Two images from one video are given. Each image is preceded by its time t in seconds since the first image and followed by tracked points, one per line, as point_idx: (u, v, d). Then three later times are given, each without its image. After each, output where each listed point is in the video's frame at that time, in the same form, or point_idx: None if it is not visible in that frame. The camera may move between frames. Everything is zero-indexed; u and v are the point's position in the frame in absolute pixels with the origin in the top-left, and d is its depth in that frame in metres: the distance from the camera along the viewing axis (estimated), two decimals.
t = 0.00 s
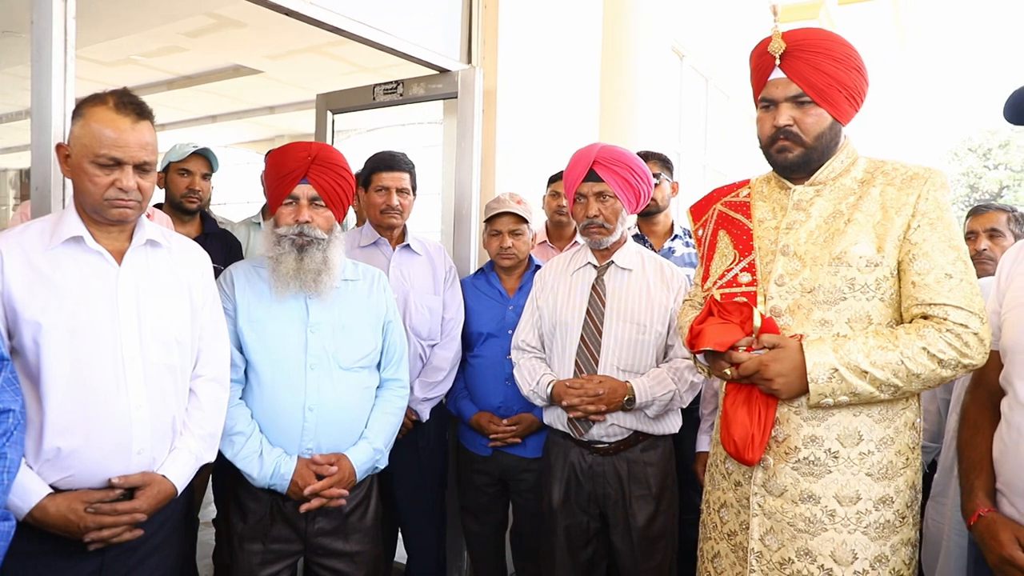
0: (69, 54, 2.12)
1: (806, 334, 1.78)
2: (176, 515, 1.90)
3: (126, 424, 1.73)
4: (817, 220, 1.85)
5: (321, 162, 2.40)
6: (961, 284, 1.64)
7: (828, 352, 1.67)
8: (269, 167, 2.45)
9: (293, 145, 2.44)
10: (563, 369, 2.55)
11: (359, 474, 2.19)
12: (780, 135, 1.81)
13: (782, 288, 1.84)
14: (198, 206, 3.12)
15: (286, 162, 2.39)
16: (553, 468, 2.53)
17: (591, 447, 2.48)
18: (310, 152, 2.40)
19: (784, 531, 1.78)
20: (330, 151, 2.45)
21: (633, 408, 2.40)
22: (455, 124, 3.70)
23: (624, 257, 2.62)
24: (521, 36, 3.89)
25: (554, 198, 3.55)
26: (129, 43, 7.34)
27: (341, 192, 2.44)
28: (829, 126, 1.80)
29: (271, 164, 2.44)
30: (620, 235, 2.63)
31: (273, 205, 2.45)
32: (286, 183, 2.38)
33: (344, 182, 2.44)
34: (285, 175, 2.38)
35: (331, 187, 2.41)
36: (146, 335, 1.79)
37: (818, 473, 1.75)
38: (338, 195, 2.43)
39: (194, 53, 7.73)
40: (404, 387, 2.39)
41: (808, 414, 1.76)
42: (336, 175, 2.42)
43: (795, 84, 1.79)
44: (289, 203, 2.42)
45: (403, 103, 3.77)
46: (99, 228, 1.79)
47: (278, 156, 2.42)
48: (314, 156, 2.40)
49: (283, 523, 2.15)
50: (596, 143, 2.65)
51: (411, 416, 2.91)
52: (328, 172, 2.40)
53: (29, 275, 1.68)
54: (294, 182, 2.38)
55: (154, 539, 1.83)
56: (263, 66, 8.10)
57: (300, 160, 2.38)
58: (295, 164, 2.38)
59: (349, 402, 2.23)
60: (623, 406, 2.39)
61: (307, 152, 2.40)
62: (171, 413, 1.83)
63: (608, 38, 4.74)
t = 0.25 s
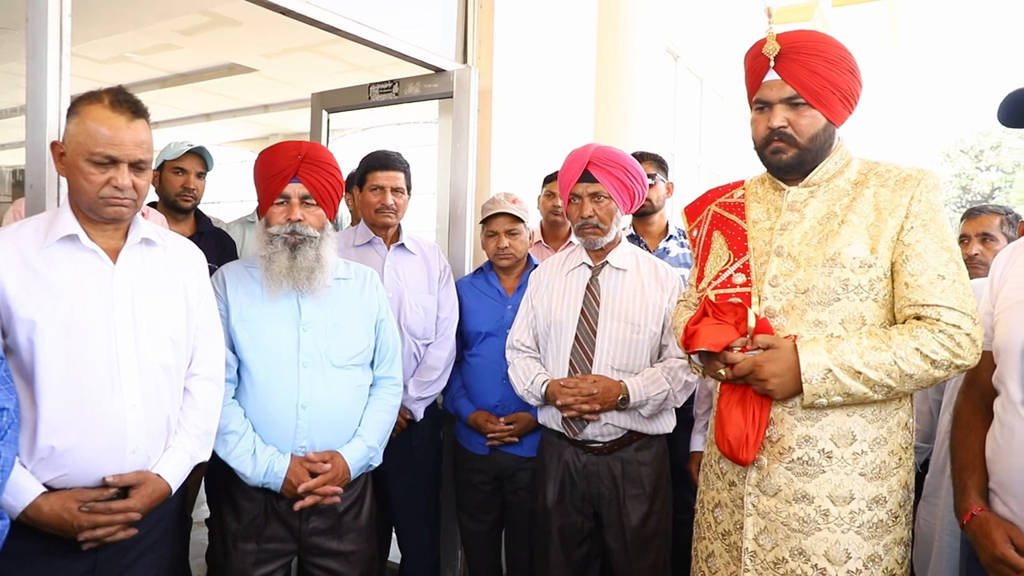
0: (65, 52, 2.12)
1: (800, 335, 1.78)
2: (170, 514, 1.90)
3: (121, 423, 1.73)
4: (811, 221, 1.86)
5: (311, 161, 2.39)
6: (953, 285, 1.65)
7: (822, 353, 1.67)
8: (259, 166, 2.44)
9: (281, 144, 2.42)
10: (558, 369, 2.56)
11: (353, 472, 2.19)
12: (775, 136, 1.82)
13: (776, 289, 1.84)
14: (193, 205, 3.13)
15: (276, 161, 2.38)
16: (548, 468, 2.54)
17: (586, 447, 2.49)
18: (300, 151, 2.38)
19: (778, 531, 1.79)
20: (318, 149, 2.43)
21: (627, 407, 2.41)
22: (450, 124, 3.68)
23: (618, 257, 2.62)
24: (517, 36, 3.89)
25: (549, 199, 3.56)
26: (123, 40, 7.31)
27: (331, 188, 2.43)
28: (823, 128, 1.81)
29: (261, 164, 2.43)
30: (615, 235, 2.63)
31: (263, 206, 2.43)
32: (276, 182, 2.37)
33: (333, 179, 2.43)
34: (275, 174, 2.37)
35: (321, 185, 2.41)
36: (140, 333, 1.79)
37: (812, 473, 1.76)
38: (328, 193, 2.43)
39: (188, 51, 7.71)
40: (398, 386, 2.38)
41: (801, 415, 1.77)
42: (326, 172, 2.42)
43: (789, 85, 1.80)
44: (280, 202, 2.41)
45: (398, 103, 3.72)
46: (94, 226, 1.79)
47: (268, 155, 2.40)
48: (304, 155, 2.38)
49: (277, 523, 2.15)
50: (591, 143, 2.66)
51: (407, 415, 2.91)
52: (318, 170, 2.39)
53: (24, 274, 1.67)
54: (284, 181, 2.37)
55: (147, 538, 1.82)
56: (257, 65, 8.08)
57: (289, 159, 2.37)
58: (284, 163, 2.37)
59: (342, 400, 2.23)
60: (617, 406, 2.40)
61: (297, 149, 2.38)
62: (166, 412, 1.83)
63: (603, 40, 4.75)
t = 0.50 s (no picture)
0: (55, 49, 2.10)
1: (790, 336, 1.80)
2: (158, 514, 1.89)
3: (110, 422, 1.72)
4: (801, 223, 1.87)
5: (292, 159, 2.37)
6: (941, 287, 1.67)
7: (812, 354, 1.69)
8: (241, 168, 2.42)
9: (263, 143, 2.41)
10: (549, 370, 2.57)
11: (343, 471, 2.18)
12: (766, 139, 1.83)
13: (766, 290, 1.86)
14: (182, 203, 3.11)
15: (258, 161, 2.37)
16: (538, 468, 2.54)
17: (576, 447, 2.49)
18: (281, 151, 2.37)
19: (767, 531, 1.80)
20: (300, 146, 2.42)
21: (618, 408, 2.41)
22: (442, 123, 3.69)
23: (610, 258, 2.63)
24: (509, 37, 3.89)
25: (540, 200, 3.56)
26: (112, 37, 7.25)
27: (315, 185, 2.41)
28: (814, 131, 1.83)
29: (243, 165, 2.41)
30: (606, 236, 2.64)
31: (248, 207, 2.42)
32: (260, 183, 2.36)
33: (316, 176, 2.41)
34: (259, 174, 2.36)
35: (305, 183, 2.39)
36: (130, 332, 1.78)
37: (801, 474, 1.77)
38: (313, 191, 2.41)
39: (178, 47, 7.66)
40: (388, 384, 2.38)
41: (791, 415, 1.78)
42: (309, 170, 2.40)
43: (780, 89, 1.81)
44: (265, 203, 2.39)
45: (390, 102, 3.77)
46: (85, 223, 1.78)
47: (250, 155, 2.39)
48: (286, 153, 2.37)
49: (266, 523, 2.14)
50: (583, 144, 2.66)
51: (398, 415, 2.91)
52: (301, 168, 2.37)
53: (13, 271, 1.66)
54: (268, 181, 2.35)
55: (136, 538, 1.82)
56: (247, 62, 8.04)
57: (272, 158, 2.36)
58: (267, 163, 2.35)
59: (332, 398, 2.22)
60: (608, 406, 2.40)
61: (277, 149, 2.37)
62: (155, 411, 1.82)
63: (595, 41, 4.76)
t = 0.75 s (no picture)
0: (44, 47, 2.09)
1: (780, 338, 1.81)
2: (147, 515, 1.88)
3: (99, 422, 1.71)
4: (791, 226, 1.88)
5: (281, 158, 2.36)
6: (929, 291, 1.69)
7: (802, 357, 1.70)
8: (229, 167, 2.40)
9: (251, 142, 2.40)
10: (539, 371, 2.57)
11: (334, 473, 2.18)
12: (757, 143, 1.85)
13: (757, 293, 1.87)
14: (171, 202, 3.08)
15: (247, 160, 2.35)
16: (528, 469, 2.55)
17: (567, 448, 2.50)
18: (270, 149, 2.36)
19: (756, 532, 1.81)
20: (289, 145, 2.41)
21: (609, 410, 2.42)
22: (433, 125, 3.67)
23: (602, 260, 2.64)
24: (501, 38, 3.90)
25: (531, 201, 3.57)
26: (99, 33, 7.19)
27: (304, 183, 2.40)
28: (805, 135, 1.84)
29: (232, 164, 2.40)
30: (599, 238, 2.65)
31: (236, 207, 2.40)
32: (249, 181, 2.34)
33: (306, 175, 2.41)
34: (248, 173, 2.35)
35: (294, 181, 2.38)
36: (119, 331, 1.77)
37: (790, 475, 1.78)
38: (304, 190, 2.41)
39: (166, 45, 7.60)
40: (378, 384, 2.37)
41: (780, 417, 1.79)
42: (299, 169, 2.39)
43: (771, 92, 1.83)
44: (255, 202, 2.38)
45: (381, 102, 3.75)
46: (74, 222, 1.76)
47: (239, 153, 2.38)
48: (274, 152, 2.36)
49: (256, 524, 2.13)
50: (576, 147, 2.67)
51: (388, 416, 2.91)
52: (290, 167, 2.36)
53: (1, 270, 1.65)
54: (257, 179, 2.34)
55: (124, 539, 1.80)
56: (236, 61, 8.00)
57: (261, 157, 2.34)
58: (256, 161, 2.34)
59: (321, 398, 2.22)
60: (599, 408, 2.41)
61: (266, 148, 2.36)
62: (144, 411, 1.81)
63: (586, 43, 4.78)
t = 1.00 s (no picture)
0: (29, 44, 2.07)
1: (769, 339, 1.82)
2: (134, 518, 1.86)
3: (85, 425, 1.69)
4: (780, 228, 1.89)
5: (272, 158, 2.35)
6: (915, 292, 1.71)
7: (790, 357, 1.71)
8: (219, 166, 2.39)
9: (242, 142, 2.38)
10: (529, 373, 2.58)
11: (323, 475, 2.17)
12: (746, 145, 1.86)
13: (746, 294, 1.88)
14: (157, 201, 3.06)
15: (237, 159, 2.34)
16: (517, 470, 2.55)
17: (556, 449, 2.50)
18: (261, 148, 2.35)
19: (745, 531, 1.82)
20: (280, 145, 2.40)
21: (598, 411, 2.43)
22: (422, 125, 3.69)
23: (591, 261, 2.65)
24: (490, 39, 3.90)
25: (520, 203, 3.57)
26: (83, 31, 7.12)
27: (296, 184, 2.39)
28: (793, 137, 1.85)
29: (221, 163, 2.39)
30: (588, 240, 2.66)
31: (227, 207, 2.38)
32: (239, 181, 2.33)
33: (297, 175, 2.39)
34: (238, 172, 2.33)
35: (285, 182, 2.36)
36: (106, 333, 1.75)
37: (779, 475, 1.79)
38: (293, 190, 2.39)
39: (150, 43, 7.54)
40: (368, 386, 2.37)
41: (769, 417, 1.80)
42: (291, 169, 2.38)
43: (760, 95, 1.84)
44: (244, 202, 2.36)
45: (370, 102, 3.74)
46: (60, 222, 1.74)
47: (229, 152, 2.36)
48: (265, 152, 2.35)
49: (244, 527, 2.12)
50: (565, 148, 2.67)
51: (377, 417, 2.90)
52: (281, 167, 2.35)
53: None
54: (248, 179, 2.32)
55: (111, 543, 1.79)
56: (222, 60, 7.94)
57: (252, 156, 2.33)
58: (246, 161, 2.33)
59: (311, 400, 2.21)
60: (588, 409, 2.41)
61: (257, 147, 2.35)
62: (131, 414, 1.79)
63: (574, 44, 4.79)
